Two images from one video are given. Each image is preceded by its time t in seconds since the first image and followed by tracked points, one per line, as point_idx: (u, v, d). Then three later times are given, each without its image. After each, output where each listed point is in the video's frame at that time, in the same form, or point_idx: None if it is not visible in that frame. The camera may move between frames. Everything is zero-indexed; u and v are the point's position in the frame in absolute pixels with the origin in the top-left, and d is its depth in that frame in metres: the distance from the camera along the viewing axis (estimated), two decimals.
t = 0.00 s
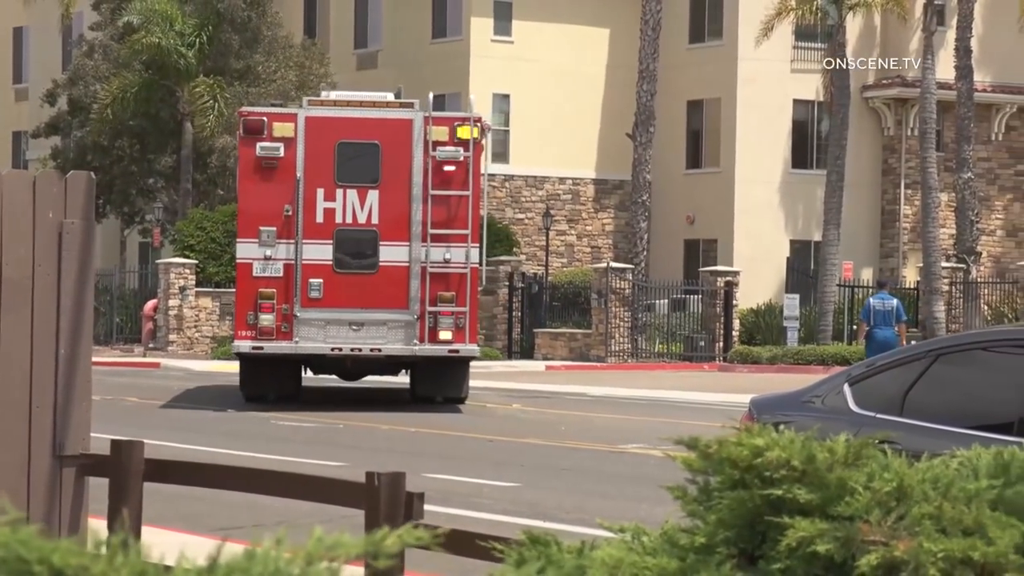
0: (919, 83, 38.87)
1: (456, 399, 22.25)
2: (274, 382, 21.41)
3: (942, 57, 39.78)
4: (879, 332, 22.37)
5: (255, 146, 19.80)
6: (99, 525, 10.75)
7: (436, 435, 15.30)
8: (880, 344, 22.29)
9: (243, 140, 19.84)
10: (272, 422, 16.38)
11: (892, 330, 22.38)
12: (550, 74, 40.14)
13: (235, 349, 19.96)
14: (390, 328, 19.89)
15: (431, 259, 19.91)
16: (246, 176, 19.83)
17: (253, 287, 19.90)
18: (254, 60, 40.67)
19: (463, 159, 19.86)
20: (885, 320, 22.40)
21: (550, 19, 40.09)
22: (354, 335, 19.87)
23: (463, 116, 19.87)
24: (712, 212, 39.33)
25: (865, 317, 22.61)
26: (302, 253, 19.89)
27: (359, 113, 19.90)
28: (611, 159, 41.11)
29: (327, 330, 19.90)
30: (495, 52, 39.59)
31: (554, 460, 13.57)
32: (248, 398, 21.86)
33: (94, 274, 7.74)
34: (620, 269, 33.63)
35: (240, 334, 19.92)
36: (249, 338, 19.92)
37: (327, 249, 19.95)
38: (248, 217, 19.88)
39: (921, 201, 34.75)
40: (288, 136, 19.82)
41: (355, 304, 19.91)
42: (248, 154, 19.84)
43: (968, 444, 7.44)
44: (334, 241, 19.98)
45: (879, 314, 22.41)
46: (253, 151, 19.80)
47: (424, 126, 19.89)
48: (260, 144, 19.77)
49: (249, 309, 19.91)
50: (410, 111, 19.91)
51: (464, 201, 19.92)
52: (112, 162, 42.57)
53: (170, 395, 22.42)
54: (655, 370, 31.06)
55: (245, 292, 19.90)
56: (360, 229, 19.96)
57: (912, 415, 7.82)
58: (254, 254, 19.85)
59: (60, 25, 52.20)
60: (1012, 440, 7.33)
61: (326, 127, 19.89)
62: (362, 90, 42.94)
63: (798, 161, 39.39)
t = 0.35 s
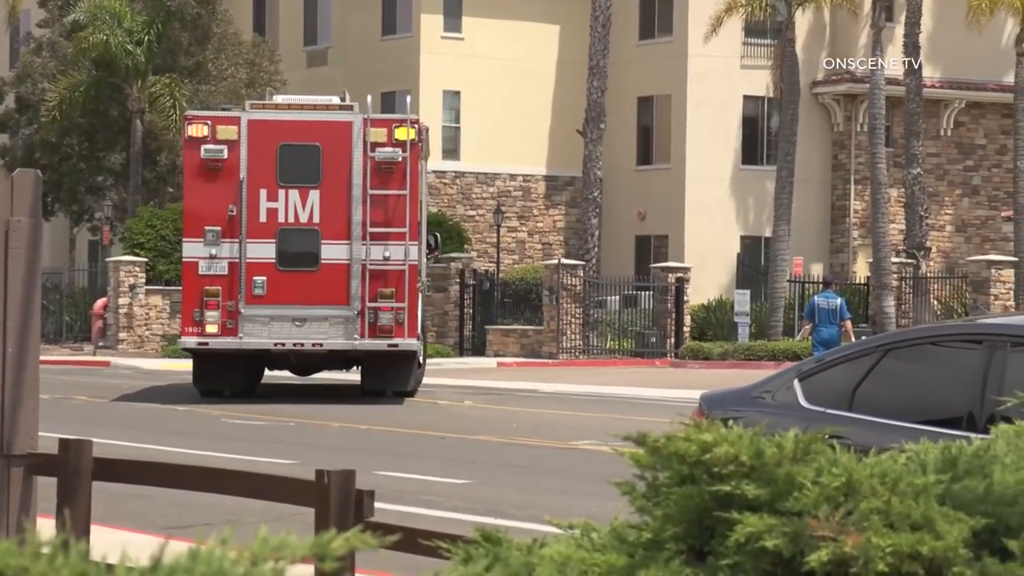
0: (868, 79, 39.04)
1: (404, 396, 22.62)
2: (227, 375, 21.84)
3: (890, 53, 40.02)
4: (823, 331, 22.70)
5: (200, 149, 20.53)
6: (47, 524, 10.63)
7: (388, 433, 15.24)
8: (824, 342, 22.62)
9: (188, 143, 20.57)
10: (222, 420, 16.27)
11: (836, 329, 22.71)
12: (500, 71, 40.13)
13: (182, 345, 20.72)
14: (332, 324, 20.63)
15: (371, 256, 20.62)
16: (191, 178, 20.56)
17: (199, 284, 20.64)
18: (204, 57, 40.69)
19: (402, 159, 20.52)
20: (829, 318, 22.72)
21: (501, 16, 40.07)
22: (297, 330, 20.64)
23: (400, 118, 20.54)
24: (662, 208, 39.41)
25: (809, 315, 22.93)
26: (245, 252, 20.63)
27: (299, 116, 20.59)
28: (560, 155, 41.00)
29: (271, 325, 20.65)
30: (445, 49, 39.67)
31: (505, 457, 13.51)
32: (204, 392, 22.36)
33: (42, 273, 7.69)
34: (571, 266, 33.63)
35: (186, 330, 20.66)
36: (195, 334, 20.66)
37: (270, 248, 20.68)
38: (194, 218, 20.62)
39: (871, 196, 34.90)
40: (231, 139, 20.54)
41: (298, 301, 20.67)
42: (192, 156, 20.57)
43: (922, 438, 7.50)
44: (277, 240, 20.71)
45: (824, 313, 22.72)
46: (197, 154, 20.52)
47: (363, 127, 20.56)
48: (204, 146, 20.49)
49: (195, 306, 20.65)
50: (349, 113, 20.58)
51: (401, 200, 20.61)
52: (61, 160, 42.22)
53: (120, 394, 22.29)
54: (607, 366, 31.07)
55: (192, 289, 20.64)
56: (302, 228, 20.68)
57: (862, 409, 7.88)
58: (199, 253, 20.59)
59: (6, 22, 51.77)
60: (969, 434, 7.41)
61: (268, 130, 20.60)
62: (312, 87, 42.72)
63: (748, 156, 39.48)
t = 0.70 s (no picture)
0: (840, 77, 39.16)
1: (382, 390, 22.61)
2: (204, 369, 22.03)
3: (862, 51, 40.17)
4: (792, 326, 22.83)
5: (176, 150, 20.71)
6: (16, 523, 10.57)
7: (361, 431, 15.20)
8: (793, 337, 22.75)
9: (165, 145, 20.76)
10: (194, 418, 16.20)
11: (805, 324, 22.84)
12: (471, 68, 40.13)
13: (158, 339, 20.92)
14: (303, 321, 20.79)
15: (342, 256, 20.80)
16: (168, 178, 20.75)
17: (175, 281, 20.83)
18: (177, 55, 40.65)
19: (373, 161, 20.73)
20: (798, 313, 22.85)
21: (472, 14, 40.08)
22: (270, 327, 20.80)
23: (372, 121, 20.74)
24: (633, 206, 39.46)
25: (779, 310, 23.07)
26: (221, 250, 20.81)
27: (273, 119, 20.79)
28: (531, 152, 40.94)
29: (244, 321, 20.83)
30: (417, 46, 39.61)
31: (478, 456, 13.49)
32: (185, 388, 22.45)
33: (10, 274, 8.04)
34: (544, 264, 33.63)
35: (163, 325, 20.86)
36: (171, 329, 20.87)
37: (245, 247, 20.86)
38: (171, 216, 20.82)
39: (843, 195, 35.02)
40: (208, 141, 20.74)
41: (270, 298, 20.83)
42: (169, 157, 20.76)
43: (898, 436, 7.52)
44: (252, 239, 20.88)
45: (793, 308, 22.87)
46: (174, 155, 20.71)
47: (336, 130, 20.75)
48: (181, 148, 20.69)
49: (171, 302, 20.84)
50: (322, 116, 20.79)
51: (370, 201, 20.81)
52: (32, 157, 41.97)
53: (90, 391, 22.21)
54: (580, 364, 31.10)
55: (168, 286, 20.84)
56: (275, 228, 20.83)
57: (836, 408, 7.91)
58: (176, 251, 20.78)
59: None
60: (945, 431, 7.44)
61: (243, 132, 20.79)
62: (283, 85, 42.58)
63: (720, 154, 39.53)
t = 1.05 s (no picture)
0: (818, 75, 39.25)
1: (367, 385, 22.57)
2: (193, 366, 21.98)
3: (841, 49, 40.28)
4: (767, 322, 22.90)
5: (163, 154, 20.83)
6: None
7: (340, 429, 15.17)
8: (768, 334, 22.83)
9: (151, 148, 20.88)
10: (173, 417, 16.15)
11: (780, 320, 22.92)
12: (450, 66, 40.12)
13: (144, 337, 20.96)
14: (286, 319, 20.87)
15: (324, 256, 20.88)
16: (155, 181, 20.89)
17: (161, 281, 20.91)
18: (155, 54, 40.25)
19: (353, 165, 20.81)
20: (772, 311, 22.94)
21: (450, 12, 40.06)
22: (253, 325, 20.88)
23: (353, 126, 20.79)
24: (613, 205, 39.48)
25: (753, 308, 23.15)
26: (205, 251, 20.90)
27: (257, 124, 20.92)
28: (509, 152, 40.90)
29: (228, 319, 20.90)
30: (395, 45, 39.59)
31: (457, 454, 13.47)
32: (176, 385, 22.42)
33: None
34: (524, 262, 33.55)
35: (149, 324, 20.91)
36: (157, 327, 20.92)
37: (229, 247, 20.95)
38: (157, 218, 20.95)
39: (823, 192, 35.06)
40: (193, 145, 20.85)
41: (253, 297, 20.91)
42: (156, 160, 20.89)
43: (879, 434, 7.54)
44: (235, 240, 20.95)
45: (767, 305, 22.95)
46: (160, 158, 20.83)
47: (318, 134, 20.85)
48: (167, 151, 20.81)
49: (157, 302, 20.90)
50: (304, 121, 20.90)
51: (349, 203, 20.91)
52: (11, 156, 41.76)
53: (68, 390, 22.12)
54: (560, 362, 31.05)
55: (154, 285, 20.91)
56: (259, 229, 20.95)
57: (815, 407, 7.92)
58: (162, 252, 20.88)
59: None
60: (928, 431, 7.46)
61: (227, 136, 20.89)
62: (263, 84, 42.49)
63: (699, 153, 39.59)
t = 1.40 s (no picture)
0: (802, 74, 39.33)
1: (356, 383, 22.53)
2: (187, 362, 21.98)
3: (825, 50, 40.40)
4: (749, 323, 22.95)
5: (156, 157, 20.84)
6: None
7: (322, 429, 15.16)
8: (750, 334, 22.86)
9: (145, 152, 20.89)
10: (154, 416, 16.11)
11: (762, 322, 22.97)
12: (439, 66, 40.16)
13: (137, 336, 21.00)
14: (275, 319, 20.88)
15: (312, 258, 20.85)
16: (149, 184, 20.88)
17: (154, 281, 20.98)
18: (138, 53, 39.95)
19: (341, 170, 20.73)
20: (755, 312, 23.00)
21: (434, 11, 40.05)
22: (242, 325, 20.90)
23: (341, 131, 20.70)
24: (597, 206, 39.48)
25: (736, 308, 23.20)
26: (198, 252, 20.93)
27: (249, 129, 20.88)
28: (494, 151, 40.84)
29: (218, 319, 20.91)
30: (377, 44, 39.54)
31: (439, 453, 13.46)
32: (171, 383, 22.38)
33: None
34: (507, 261, 33.57)
35: (142, 323, 20.95)
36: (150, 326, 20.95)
37: (220, 249, 20.95)
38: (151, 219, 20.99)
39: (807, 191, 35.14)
40: (186, 149, 20.84)
41: (243, 296, 20.93)
42: (150, 164, 20.90)
43: (861, 434, 7.74)
44: (226, 241, 20.96)
45: (749, 306, 23.01)
46: (154, 162, 20.85)
47: (307, 139, 20.78)
48: (160, 155, 20.82)
49: (150, 301, 20.96)
50: (294, 126, 20.82)
51: (335, 207, 20.82)
52: None
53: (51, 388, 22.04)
54: (542, 362, 31.09)
55: (147, 285, 20.98)
56: (249, 231, 20.92)
57: (796, 406, 8.15)
58: (155, 253, 20.93)
59: None
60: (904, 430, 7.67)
61: (219, 140, 20.86)
62: (247, 83, 42.52)
63: (683, 152, 39.66)
